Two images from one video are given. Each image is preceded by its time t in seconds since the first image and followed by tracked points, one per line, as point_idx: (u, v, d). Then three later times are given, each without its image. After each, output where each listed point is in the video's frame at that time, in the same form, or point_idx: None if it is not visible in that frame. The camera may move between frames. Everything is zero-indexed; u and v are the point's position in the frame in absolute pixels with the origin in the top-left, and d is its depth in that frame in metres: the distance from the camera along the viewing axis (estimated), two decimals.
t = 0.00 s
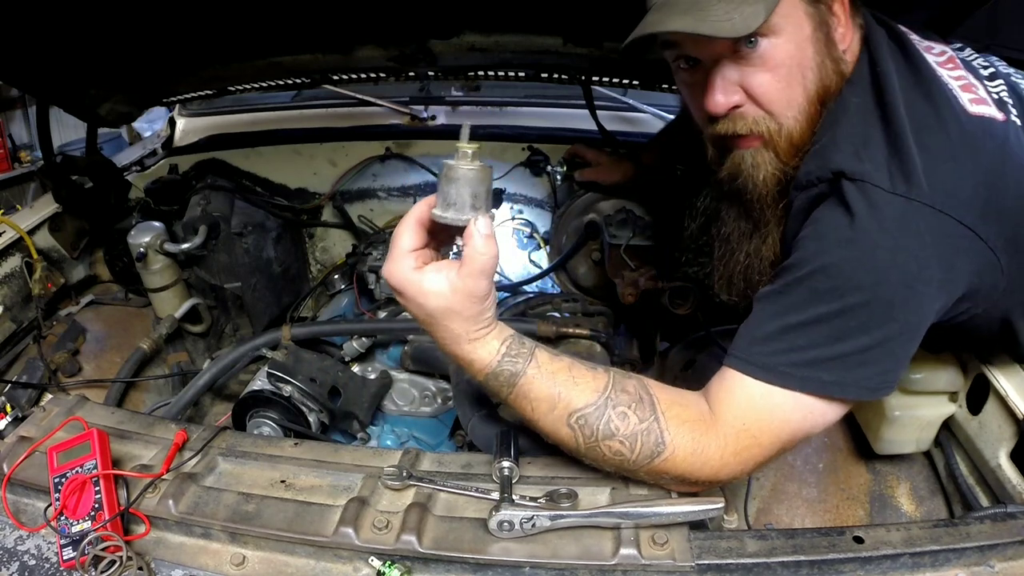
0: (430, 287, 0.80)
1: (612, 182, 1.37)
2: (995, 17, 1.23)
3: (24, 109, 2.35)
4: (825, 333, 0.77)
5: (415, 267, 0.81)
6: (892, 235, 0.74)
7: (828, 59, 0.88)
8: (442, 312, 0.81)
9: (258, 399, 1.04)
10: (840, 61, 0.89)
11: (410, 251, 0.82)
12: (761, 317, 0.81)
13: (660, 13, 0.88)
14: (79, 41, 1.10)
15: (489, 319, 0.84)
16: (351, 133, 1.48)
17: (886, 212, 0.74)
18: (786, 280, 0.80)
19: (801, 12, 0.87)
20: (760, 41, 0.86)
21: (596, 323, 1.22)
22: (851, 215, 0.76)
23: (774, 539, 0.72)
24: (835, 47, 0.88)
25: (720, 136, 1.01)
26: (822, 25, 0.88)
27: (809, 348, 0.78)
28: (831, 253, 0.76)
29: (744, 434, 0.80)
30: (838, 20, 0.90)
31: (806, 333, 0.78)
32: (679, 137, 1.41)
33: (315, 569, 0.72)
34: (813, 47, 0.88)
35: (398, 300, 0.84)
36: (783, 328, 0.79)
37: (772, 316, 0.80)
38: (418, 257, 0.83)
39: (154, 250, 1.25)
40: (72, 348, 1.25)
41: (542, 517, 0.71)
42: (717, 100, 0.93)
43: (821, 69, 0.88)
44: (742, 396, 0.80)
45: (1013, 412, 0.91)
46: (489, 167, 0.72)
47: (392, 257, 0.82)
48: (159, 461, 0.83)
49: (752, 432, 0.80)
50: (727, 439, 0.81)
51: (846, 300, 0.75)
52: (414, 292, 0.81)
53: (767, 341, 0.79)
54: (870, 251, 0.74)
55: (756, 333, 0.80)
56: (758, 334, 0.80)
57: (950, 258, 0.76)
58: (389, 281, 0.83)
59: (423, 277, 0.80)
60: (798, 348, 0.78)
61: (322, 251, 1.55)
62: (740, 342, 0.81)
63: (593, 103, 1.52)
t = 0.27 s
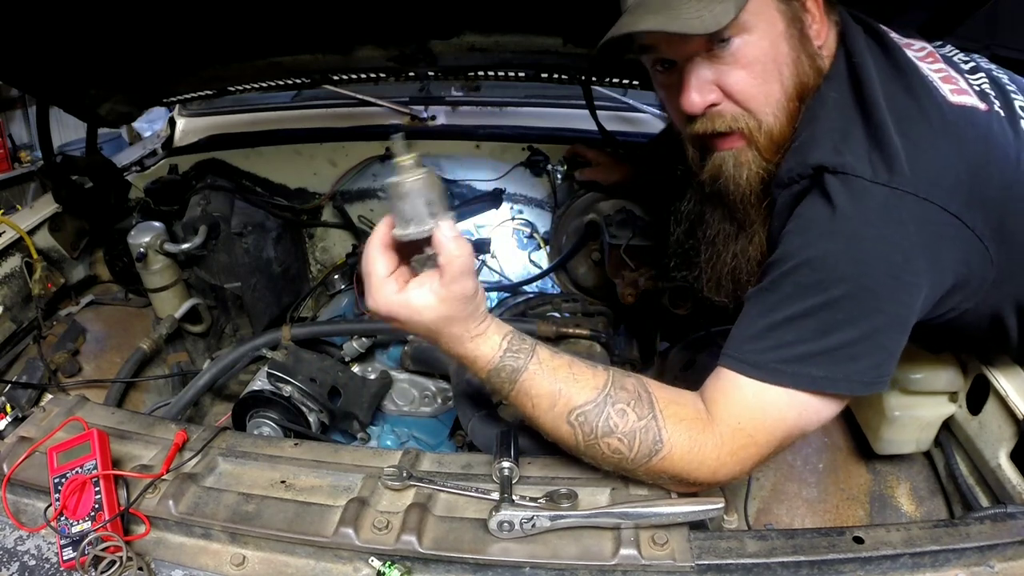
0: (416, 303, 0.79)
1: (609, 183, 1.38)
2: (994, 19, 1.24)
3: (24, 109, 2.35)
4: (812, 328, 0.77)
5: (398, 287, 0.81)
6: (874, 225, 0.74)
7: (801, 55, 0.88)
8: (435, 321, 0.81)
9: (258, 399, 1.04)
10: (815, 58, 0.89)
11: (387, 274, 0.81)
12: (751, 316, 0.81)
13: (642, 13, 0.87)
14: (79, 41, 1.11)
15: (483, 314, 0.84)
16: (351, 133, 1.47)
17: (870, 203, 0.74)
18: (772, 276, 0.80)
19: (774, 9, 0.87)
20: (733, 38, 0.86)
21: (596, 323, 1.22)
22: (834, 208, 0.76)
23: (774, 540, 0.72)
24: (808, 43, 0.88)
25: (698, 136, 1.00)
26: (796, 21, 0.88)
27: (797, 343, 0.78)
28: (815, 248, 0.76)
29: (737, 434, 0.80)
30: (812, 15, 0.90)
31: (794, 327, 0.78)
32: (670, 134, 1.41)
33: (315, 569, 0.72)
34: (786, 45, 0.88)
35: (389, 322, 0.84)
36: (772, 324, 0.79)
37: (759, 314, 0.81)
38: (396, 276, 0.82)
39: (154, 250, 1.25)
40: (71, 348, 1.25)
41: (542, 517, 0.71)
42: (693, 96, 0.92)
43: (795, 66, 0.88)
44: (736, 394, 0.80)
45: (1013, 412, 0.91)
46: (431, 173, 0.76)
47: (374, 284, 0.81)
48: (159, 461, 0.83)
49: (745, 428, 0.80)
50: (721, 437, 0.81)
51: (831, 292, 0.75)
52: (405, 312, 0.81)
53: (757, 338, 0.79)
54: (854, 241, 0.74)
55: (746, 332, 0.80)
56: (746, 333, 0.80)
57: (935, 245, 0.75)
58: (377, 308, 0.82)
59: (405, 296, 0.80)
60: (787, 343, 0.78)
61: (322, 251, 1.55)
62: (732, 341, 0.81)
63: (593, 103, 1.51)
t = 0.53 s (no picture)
0: (401, 332, 0.80)
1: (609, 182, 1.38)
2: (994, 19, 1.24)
3: (25, 109, 2.35)
4: (805, 325, 0.77)
5: (379, 328, 0.80)
6: (867, 221, 0.74)
7: (776, 57, 0.87)
8: (424, 341, 0.82)
9: (258, 399, 1.04)
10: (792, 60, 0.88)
11: (361, 320, 0.80)
12: (745, 312, 0.81)
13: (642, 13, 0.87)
14: (79, 41, 1.11)
15: (464, 321, 0.85)
16: (351, 133, 1.48)
17: (866, 203, 0.74)
18: (766, 274, 0.80)
19: (749, 12, 0.85)
20: (702, 39, 0.87)
21: (596, 323, 1.22)
22: (826, 205, 0.76)
23: (774, 539, 0.72)
24: (784, 46, 0.87)
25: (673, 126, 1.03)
26: (773, 23, 0.86)
27: (789, 340, 0.77)
28: (809, 246, 0.76)
29: (732, 432, 0.80)
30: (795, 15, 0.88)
31: (787, 324, 0.78)
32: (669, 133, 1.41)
33: (315, 569, 0.72)
34: (760, 47, 0.87)
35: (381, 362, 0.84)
36: (765, 320, 0.79)
37: (753, 310, 0.80)
38: (371, 317, 0.81)
39: (154, 250, 1.25)
40: (71, 348, 1.25)
41: (542, 517, 0.71)
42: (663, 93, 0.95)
43: (768, 68, 0.88)
44: (732, 393, 0.80)
45: (1013, 412, 0.91)
46: (357, 212, 0.72)
47: (355, 338, 0.80)
48: (159, 461, 0.83)
49: (739, 427, 0.80)
50: (716, 436, 0.81)
51: (823, 288, 0.75)
52: (395, 347, 0.81)
53: (751, 336, 0.79)
54: (846, 237, 0.74)
55: (740, 329, 0.80)
56: (741, 330, 0.80)
57: (927, 244, 0.76)
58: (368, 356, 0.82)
59: (387, 331, 0.80)
60: (780, 340, 0.78)
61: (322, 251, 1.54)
62: (726, 338, 0.81)
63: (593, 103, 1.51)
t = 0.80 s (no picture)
0: (403, 330, 0.80)
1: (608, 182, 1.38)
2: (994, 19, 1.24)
3: (24, 109, 2.35)
4: (807, 328, 0.77)
5: (382, 329, 0.81)
6: (870, 224, 0.74)
7: (779, 59, 0.87)
8: (427, 338, 0.82)
9: (258, 399, 1.04)
10: (795, 62, 0.88)
11: (363, 322, 0.81)
12: (747, 314, 0.81)
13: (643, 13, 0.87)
14: (79, 41, 1.10)
15: (466, 314, 0.85)
16: (351, 133, 1.48)
17: (868, 206, 0.74)
18: (768, 275, 0.80)
19: (752, 13, 0.85)
20: (704, 41, 0.87)
21: (596, 323, 1.22)
22: (829, 208, 0.76)
23: (774, 540, 0.72)
24: (788, 47, 0.87)
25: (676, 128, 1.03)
26: (776, 25, 0.86)
27: (790, 343, 0.77)
28: (810, 249, 0.76)
29: (733, 433, 0.80)
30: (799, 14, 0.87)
31: (788, 327, 0.78)
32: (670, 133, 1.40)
33: (315, 569, 0.72)
34: (762, 49, 0.87)
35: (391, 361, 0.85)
36: (766, 323, 0.79)
37: (754, 312, 0.80)
38: (374, 318, 0.82)
39: (154, 251, 1.25)
40: (71, 348, 1.25)
41: (542, 518, 0.71)
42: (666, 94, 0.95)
43: (771, 71, 0.88)
44: (733, 395, 0.80)
45: (1013, 412, 0.91)
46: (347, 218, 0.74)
47: (359, 340, 0.81)
48: (159, 461, 0.83)
49: (740, 429, 0.80)
50: (716, 438, 0.81)
51: (824, 291, 0.75)
52: (399, 346, 0.82)
53: (753, 339, 0.79)
54: (848, 241, 0.74)
55: (741, 331, 0.80)
56: (742, 333, 0.80)
57: (929, 249, 0.76)
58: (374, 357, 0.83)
59: (389, 331, 0.80)
60: (781, 344, 0.78)
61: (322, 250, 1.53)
62: (728, 340, 0.81)
63: (593, 103, 1.51)
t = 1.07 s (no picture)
0: (398, 341, 0.80)
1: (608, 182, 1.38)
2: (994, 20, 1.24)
3: (24, 109, 2.35)
4: (807, 329, 0.77)
5: (376, 342, 0.80)
6: (871, 226, 0.74)
7: (779, 62, 0.87)
8: (422, 347, 0.82)
9: (258, 399, 1.04)
10: (796, 65, 0.87)
11: (357, 336, 0.81)
12: (747, 314, 0.81)
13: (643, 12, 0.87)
14: (79, 41, 1.10)
15: (459, 319, 0.85)
16: (351, 133, 1.48)
17: (868, 207, 0.74)
18: (769, 276, 0.80)
19: (752, 16, 0.85)
20: (705, 44, 0.87)
21: (596, 323, 1.22)
22: (831, 209, 0.76)
23: (774, 540, 0.72)
24: (788, 50, 0.87)
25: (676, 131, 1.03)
26: (776, 28, 0.86)
27: (790, 344, 0.77)
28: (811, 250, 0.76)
29: (733, 434, 0.80)
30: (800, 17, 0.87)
31: (788, 328, 0.78)
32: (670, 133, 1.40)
33: (315, 569, 0.72)
34: (763, 52, 0.86)
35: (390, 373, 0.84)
36: (767, 323, 0.78)
37: (755, 312, 0.80)
38: (368, 332, 0.81)
39: (154, 251, 1.25)
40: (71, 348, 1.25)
41: (542, 518, 0.71)
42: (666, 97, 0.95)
43: (771, 75, 0.88)
44: (733, 396, 0.80)
45: (1013, 412, 0.91)
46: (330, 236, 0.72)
47: (354, 356, 0.81)
48: (159, 461, 0.83)
49: (740, 430, 0.80)
50: (716, 438, 0.81)
51: (825, 292, 0.75)
52: (395, 357, 0.81)
53: (753, 339, 0.79)
54: (849, 242, 0.74)
55: (741, 332, 0.80)
56: (742, 332, 0.80)
57: (929, 250, 0.76)
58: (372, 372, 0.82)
59: (384, 343, 0.80)
60: (781, 344, 0.78)
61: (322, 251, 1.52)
62: (728, 340, 0.81)
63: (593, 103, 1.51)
